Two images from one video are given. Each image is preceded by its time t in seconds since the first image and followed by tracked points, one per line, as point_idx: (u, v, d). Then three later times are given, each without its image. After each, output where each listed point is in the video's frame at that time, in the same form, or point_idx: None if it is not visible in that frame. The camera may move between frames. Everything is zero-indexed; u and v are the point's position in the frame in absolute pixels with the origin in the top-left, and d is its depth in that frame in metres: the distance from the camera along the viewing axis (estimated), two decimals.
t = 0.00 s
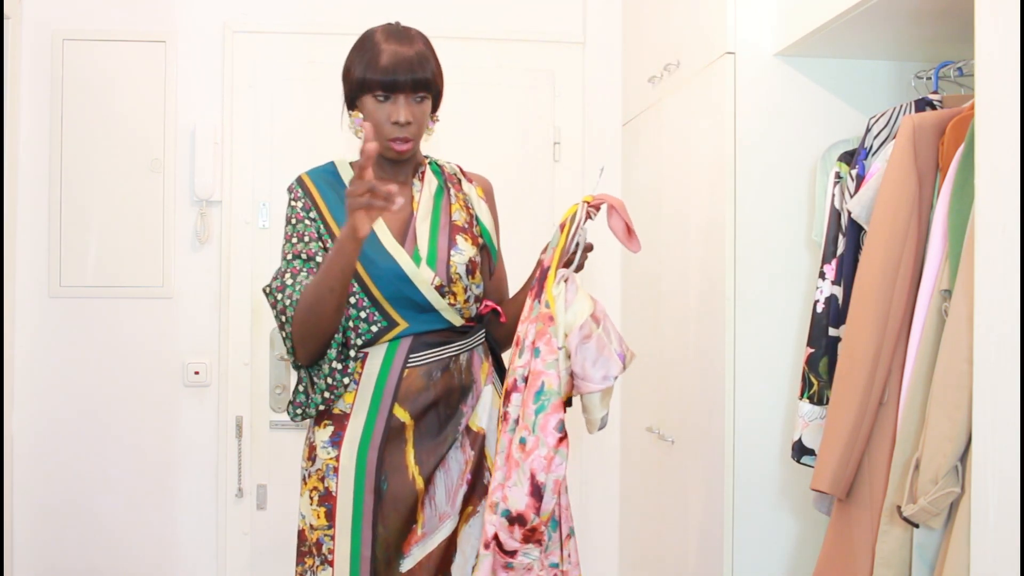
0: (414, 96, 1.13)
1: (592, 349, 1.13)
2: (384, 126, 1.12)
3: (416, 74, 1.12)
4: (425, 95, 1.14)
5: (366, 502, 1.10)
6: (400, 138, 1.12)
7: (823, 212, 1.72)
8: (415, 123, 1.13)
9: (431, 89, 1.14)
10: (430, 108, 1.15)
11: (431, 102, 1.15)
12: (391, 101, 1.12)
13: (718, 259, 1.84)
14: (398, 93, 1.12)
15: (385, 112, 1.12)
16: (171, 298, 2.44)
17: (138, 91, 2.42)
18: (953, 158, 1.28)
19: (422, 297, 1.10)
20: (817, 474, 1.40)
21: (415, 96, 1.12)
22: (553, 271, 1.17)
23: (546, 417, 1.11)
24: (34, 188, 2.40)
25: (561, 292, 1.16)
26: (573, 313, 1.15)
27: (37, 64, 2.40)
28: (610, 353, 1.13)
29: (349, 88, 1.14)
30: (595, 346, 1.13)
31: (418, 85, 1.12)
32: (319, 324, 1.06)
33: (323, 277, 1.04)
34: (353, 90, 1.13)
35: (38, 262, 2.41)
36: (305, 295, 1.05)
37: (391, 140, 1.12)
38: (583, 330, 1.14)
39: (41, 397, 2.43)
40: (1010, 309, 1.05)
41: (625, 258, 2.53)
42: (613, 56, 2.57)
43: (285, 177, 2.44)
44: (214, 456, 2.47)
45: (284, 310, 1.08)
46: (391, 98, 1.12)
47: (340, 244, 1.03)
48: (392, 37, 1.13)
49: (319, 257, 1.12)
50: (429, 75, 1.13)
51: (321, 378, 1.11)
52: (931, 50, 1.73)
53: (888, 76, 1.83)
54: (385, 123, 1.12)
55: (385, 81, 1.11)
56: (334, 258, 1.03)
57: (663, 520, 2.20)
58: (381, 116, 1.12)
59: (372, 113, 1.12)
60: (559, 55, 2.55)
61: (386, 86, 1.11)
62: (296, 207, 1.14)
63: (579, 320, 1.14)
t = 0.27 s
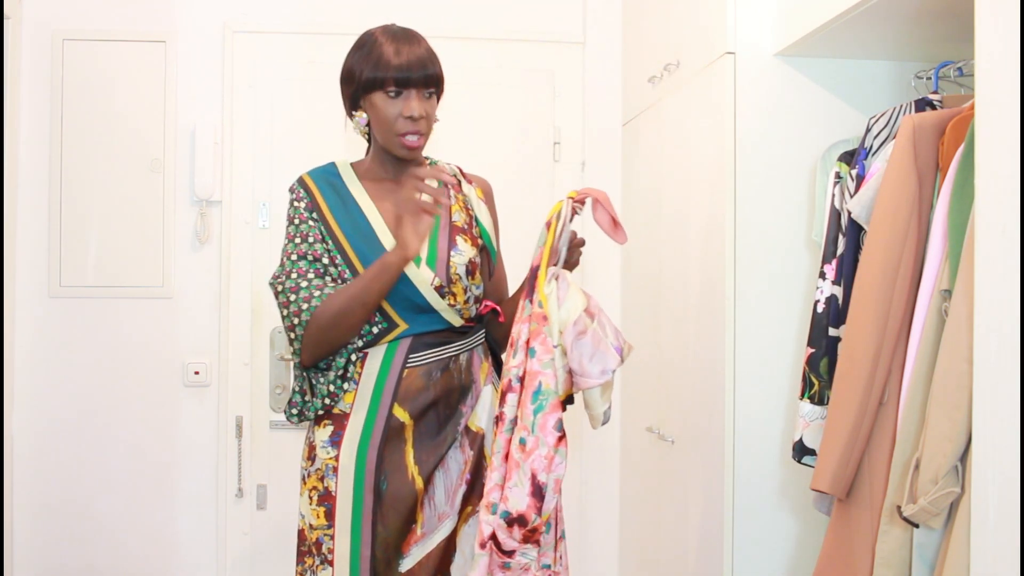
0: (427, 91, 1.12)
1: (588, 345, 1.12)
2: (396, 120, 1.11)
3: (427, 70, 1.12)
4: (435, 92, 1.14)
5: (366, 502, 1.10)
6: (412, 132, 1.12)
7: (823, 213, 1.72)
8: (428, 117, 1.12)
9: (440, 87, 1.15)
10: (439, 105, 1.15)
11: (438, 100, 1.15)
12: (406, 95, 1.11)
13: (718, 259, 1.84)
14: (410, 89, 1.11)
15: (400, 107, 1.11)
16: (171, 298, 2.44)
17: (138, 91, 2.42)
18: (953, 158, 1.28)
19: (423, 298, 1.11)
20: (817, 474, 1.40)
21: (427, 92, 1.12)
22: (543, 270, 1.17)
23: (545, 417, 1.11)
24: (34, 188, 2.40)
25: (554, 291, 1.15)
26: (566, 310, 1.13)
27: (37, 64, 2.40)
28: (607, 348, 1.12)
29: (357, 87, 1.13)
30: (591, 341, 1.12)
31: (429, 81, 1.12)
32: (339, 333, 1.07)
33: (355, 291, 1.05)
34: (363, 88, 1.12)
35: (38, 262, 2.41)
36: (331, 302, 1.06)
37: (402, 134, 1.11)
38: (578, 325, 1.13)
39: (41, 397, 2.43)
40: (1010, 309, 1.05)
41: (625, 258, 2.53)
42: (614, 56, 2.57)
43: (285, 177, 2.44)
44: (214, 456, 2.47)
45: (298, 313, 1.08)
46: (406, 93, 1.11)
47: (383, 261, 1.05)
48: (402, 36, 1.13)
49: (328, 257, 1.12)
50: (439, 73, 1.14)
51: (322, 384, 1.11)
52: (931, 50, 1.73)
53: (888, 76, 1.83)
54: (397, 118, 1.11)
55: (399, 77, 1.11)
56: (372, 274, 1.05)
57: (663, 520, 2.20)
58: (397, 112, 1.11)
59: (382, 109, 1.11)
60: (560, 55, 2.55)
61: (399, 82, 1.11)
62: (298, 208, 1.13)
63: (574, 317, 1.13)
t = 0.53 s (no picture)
0: (427, 91, 1.13)
1: (553, 351, 1.06)
2: (396, 120, 1.11)
3: (428, 71, 1.12)
4: (435, 92, 1.14)
5: (367, 501, 1.09)
6: (411, 132, 1.11)
7: (823, 213, 1.72)
8: (428, 117, 1.12)
9: (441, 87, 1.15)
10: (438, 105, 1.15)
11: (438, 100, 1.15)
12: (407, 95, 1.11)
13: (718, 259, 1.84)
14: (411, 89, 1.11)
15: (400, 107, 1.11)
16: (171, 298, 2.44)
17: (138, 91, 2.42)
18: (953, 158, 1.28)
19: (428, 299, 1.11)
20: (817, 474, 1.40)
21: (427, 92, 1.12)
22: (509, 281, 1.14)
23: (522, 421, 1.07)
24: (34, 188, 2.40)
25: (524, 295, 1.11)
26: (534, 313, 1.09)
27: (37, 64, 2.40)
28: (573, 353, 1.07)
29: (357, 87, 1.13)
30: (557, 346, 1.07)
31: (430, 81, 1.13)
32: (362, 330, 1.05)
33: (389, 291, 1.03)
34: (363, 88, 1.12)
35: (38, 262, 2.41)
36: (358, 299, 1.03)
37: (402, 133, 1.11)
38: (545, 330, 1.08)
39: (41, 397, 2.43)
40: (1010, 309, 1.05)
41: (625, 258, 2.53)
42: (614, 56, 2.57)
43: (285, 177, 2.44)
44: (214, 456, 2.47)
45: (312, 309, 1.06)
46: (406, 93, 1.11)
47: (421, 262, 1.03)
48: (403, 36, 1.13)
49: (339, 250, 1.09)
50: (439, 73, 1.14)
51: (326, 384, 1.11)
52: (931, 50, 1.73)
53: (888, 76, 1.83)
54: (397, 118, 1.11)
55: (400, 77, 1.11)
56: (408, 276, 1.03)
57: (663, 520, 2.20)
58: (397, 111, 1.11)
59: (382, 109, 1.11)
60: (560, 55, 2.55)
61: (400, 82, 1.11)
62: (304, 204, 1.11)
63: (540, 321, 1.08)
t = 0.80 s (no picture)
0: (431, 91, 1.13)
1: (532, 363, 1.07)
2: (399, 119, 1.11)
3: (433, 70, 1.12)
4: (438, 92, 1.14)
5: (373, 500, 1.09)
6: (415, 131, 1.11)
7: (823, 212, 1.72)
8: (431, 117, 1.13)
9: (444, 87, 1.15)
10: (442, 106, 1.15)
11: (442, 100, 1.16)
12: (410, 94, 1.11)
13: (718, 259, 1.84)
14: (415, 88, 1.11)
15: (404, 106, 1.11)
16: (171, 299, 2.44)
17: (138, 91, 2.42)
18: (953, 158, 1.28)
19: (432, 299, 1.12)
20: (817, 474, 1.40)
21: (431, 91, 1.12)
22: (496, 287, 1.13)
23: (492, 429, 1.07)
24: (34, 189, 2.40)
25: (508, 304, 1.11)
26: (516, 325, 1.09)
27: (37, 64, 2.40)
28: (552, 368, 1.07)
29: (361, 86, 1.13)
30: (536, 360, 1.07)
31: (434, 81, 1.13)
32: (364, 329, 1.05)
33: (392, 290, 1.02)
34: (366, 87, 1.12)
35: (38, 262, 2.41)
36: (360, 298, 1.03)
37: (405, 132, 1.11)
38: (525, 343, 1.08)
39: (41, 397, 2.42)
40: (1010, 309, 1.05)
41: (625, 259, 2.53)
42: (613, 56, 2.57)
43: (285, 177, 2.44)
44: (214, 456, 2.47)
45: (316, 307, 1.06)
46: (410, 92, 1.11)
47: (425, 260, 1.03)
48: (408, 36, 1.13)
49: (342, 247, 1.09)
50: (444, 74, 1.14)
51: (330, 383, 1.10)
52: (931, 50, 1.73)
53: (888, 76, 1.83)
54: (400, 117, 1.11)
55: (404, 75, 1.11)
56: (412, 275, 1.03)
57: (663, 520, 2.20)
58: (401, 110, 1.11)
59: (386, 108, 1.11)
60: (560, 55, 2.55)
61: (404, 81, 1.11)
62: (306, 201, 1.11)
63: (521, 334, 1.08)
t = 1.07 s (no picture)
0: (432, 90, 1.13)
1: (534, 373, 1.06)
2: (401, 118, 1.11)
3: (434, 70, 1.12)
4: (440, 92, 1.14)
5: (373, 500, 1.09)
6: (417, 130, 1.11)
7: (824, 212, 1.72)
8: (432, 116, 1.12)
9: (446, 87, 1.15)
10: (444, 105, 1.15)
11: (443, 100, 1.15)
12: (411, 93, 1.11)
13: (718, 259, 1.84)
14: (417, 87, 1.11)
15: (406, 104, 1.11)
16: (171, 298, 2.44)
17: (138, 91, 2.42)
18: (953, 159, 1.28)
19: (432, 297, 1.11)
20: (817, 474, 1.40)
21: (432, 91, 1.12)
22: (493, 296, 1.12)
23: (492, 416, 1.08)
24: (34, 189, 2.40)
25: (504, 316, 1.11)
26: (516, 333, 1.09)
27: (37, 63, 2.40)
28: (555, 374, 1.06)
29: (363, 86, 1.12)
30: (540, 366, 1.06)
31: (435, 81, 1.12)
32: (361, 324, 1.04)
33: (388, 283, 1.02)
34: (368, 87, 1.12)
35: (38, 262, 2.41)
36: (358, 293, 1.03)
37: (407, 131, 1.11)
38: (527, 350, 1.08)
39: (41, 397, 2.43)
40: (1011, 309, 1.05)
41: (625, 258, 2.53)
42: (613, 56, 2.57)
43: (285, 177, 2.44)
44: (214, 456, 2.47)
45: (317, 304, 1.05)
46: (411, 91, 1.11)
47: (420, 253, 1.04)
48: (410, 36, 1.13)
49: (343, 245, 1.09)
50: (445, 74, 1.14)
51: (332, 381, 1.09)
52: (931, 50, 1.73)
53: (888, 76, 1.83)
54: (402, 116, 1.11)
55: (405, 74, 1.11)
56: (408, 267, 1.03)
57: (663, 520, 2.20)
58: (403, 109, 1.11)
59: (388, 107, 1.11)
60: (560, 55, 2.55)
61: (406, 80, 1.11)
62: (307, 199, 1.11)
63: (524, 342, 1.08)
